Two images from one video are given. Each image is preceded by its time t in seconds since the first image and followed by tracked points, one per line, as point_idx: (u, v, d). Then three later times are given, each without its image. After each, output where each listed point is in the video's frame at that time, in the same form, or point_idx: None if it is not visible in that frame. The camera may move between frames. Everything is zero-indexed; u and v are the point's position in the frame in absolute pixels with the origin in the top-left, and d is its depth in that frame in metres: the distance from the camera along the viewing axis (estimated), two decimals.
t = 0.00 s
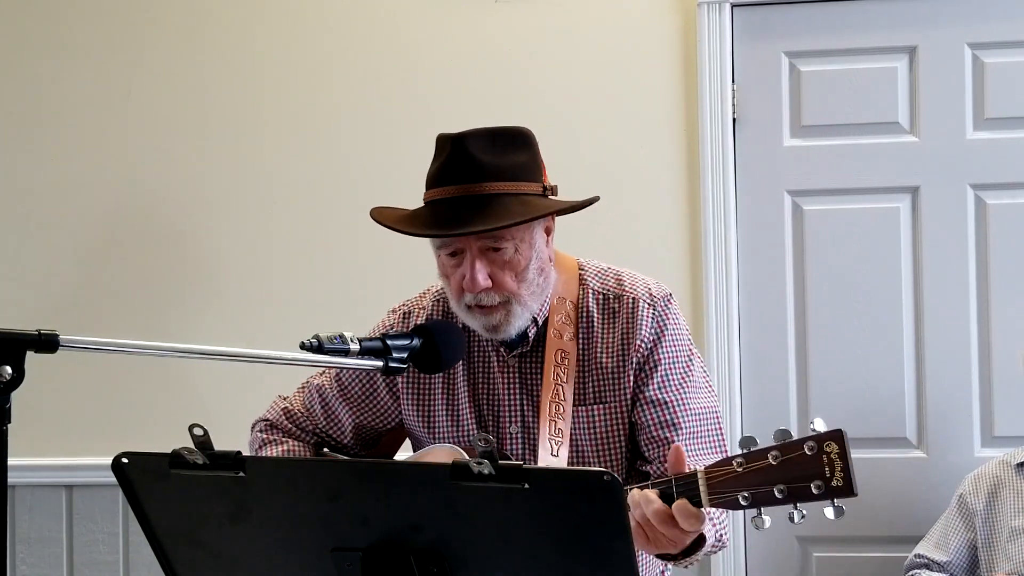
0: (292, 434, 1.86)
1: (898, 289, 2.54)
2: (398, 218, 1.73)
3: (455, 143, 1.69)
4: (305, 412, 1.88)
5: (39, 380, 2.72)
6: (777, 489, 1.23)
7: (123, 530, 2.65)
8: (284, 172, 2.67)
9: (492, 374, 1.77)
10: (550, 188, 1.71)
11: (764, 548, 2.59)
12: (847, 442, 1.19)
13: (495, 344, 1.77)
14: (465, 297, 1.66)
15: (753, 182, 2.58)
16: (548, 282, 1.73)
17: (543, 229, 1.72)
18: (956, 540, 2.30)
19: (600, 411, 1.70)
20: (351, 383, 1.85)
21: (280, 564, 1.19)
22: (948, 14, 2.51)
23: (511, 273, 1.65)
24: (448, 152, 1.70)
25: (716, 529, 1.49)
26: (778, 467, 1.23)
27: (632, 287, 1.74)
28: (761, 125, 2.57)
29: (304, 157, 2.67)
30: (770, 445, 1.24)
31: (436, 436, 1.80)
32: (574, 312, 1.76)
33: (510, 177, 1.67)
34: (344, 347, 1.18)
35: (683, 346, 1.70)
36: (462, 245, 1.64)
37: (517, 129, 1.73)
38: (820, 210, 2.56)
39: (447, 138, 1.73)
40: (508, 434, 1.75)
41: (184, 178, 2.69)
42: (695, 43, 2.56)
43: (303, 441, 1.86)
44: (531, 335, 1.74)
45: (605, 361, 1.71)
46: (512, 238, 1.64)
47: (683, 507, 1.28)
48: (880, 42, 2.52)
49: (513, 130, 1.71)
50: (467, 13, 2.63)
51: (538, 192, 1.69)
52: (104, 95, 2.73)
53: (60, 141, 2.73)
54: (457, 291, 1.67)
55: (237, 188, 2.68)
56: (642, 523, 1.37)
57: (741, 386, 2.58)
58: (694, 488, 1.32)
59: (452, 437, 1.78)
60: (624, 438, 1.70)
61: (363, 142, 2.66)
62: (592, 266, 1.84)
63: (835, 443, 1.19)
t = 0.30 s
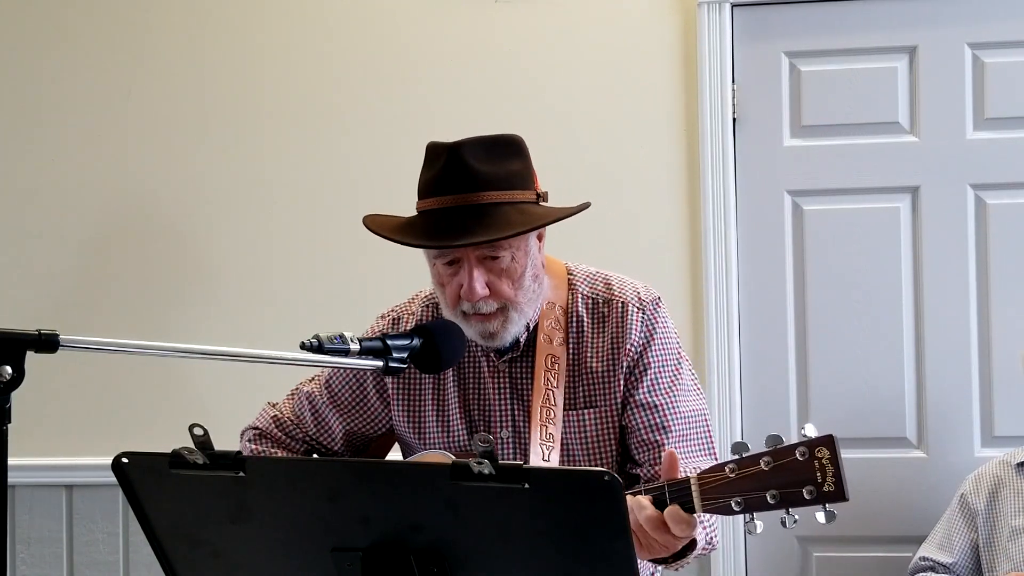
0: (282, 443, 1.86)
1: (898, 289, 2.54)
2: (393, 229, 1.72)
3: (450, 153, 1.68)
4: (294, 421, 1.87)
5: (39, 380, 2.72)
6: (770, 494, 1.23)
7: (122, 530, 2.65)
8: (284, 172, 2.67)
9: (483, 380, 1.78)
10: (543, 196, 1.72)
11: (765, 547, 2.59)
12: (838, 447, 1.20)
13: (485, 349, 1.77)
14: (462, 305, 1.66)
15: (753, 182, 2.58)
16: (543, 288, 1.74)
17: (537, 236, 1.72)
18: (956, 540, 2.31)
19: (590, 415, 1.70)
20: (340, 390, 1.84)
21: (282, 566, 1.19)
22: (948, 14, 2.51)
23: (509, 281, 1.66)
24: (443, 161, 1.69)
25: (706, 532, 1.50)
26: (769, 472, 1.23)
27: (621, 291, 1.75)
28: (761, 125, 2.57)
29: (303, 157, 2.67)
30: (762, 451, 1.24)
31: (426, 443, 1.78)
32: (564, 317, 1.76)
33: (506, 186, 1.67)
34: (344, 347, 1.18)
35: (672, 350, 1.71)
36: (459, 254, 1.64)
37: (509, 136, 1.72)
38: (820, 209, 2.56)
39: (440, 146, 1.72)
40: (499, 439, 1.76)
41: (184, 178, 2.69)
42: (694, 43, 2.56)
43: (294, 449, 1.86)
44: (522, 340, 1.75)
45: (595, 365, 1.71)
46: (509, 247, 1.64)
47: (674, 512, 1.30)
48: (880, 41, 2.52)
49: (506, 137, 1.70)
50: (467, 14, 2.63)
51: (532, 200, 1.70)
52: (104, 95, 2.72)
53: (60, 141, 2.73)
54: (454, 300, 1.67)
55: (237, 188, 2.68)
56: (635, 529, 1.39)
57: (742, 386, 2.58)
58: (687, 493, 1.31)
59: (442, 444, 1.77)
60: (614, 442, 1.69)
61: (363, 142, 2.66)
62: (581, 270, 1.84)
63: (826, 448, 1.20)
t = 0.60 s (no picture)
0: (273, 436, 1.85)
1: (898, 289, 2.54)
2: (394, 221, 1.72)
3: (457, 148, 1.68)
4: (286, 414, 1.87)
5: (38, 380, 2.72)
6: (763, 491, 1.24)
7: (122, 529, 2.65)
8: (283, 173, 2.67)
9: (477, 378, 1.77)
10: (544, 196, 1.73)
11: (763, 547, 2.59)
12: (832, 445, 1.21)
13: (480, 347, 1.78)
14: (462, 300, 1.66)
15: (753, 182, 2.58)
16: (542, 289, 1.74)
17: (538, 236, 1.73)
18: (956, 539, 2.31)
19: (583, 416, 1.70)
20: (333, 383, 1.84)
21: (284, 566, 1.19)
22: (949, 14, 2.51)
23: (510, 277, 1.66)
24: (450, 157, 1.69)
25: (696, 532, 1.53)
26: (764, 469, 1.24)
27: (616, 295, 1.76)
28: (761, 125, 2.57)
29: (303, 158, 2.67)
30: (757, 448, 1.25)
31: (418, 438, 1.79)
32: (559, 318, 1.76)
33: (511, 184, 1.68)
34: (344, 347, 1.18)
35: (664, 354, 1.72)
36: (462, 249, 1.64)
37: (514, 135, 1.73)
38: (820, 209, 2.56)
39: (446, 142, 1.72)
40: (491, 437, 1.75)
41: (184, 178, 2.69)
42: (694, 43, 2.56)
43: (285, 442, 1.85)
44: (517, 339, 1.75)
45: (589, 366, 1.72)
46: (512, 243, 1.65)
47: (667, 506, 1.32)
48: (880, 41, 2.52)
49: (512, 136, 1.71)
50: (467, 14, 2.63)
51: (536, 199, 1.71)
52: (104, 96, 2.72)
53: (59, 141, 2.73)
54: (455, 294, 1.67)
55: (236, 188, 2.68)
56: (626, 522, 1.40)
57: (742, 386, 2.58)
58: (679, 490, 1.33)
59: (434, 439, 1.78)
60: (606, 443, 1.70)
61: (363, 143, 2.66)
62: (576, 273, 1.84)
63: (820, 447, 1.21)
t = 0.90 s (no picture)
0: (272, 427, 1.86)
1: (898, 289, 2.54)
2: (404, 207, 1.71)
3: (476, 139, 1.68)
4: (285, 404, 1.87)
5: (39, 380, 2.72)
6: (755, 488, 1.20)
7: (123, 529, 2.65)
8: (283, 172, 2.67)
9: (477, 374, 1.77)
10: (556, 194, 1.73)
11: (764, 547, 2.59)
12: (825, 444, 1.18)
13: (482, 344, 1.78)
14: (467, 290, 1.66)
15: (753, 182, 2.58)
16: (545, 288, 1.75)
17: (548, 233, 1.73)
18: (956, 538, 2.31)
19: (581, 415, 1.70)
20: (333, 377, 1.84)
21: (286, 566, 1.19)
22: (949, 15, 2.51)
23: (516, 271, 1.66)
24: (467, 147, 1.69)
25: (688, 530, 1.52)
26: (755, 466, 1.21)
27: (619, 297, 1.76)
28: (761, 125, 2.57)
29: (303, 158, 2.67)
30: (749, 445, 1.22)
31: (415, 431, 1.77)
32: (560, 317, 1.76)
33: (526, 177, 1.68)
34: (344, 347, 1.18)
35: (665, 358, 1.72)
36: (472, 238, 1.65)
37: (532, 132, 1.73)
38: (820, 209, 2.56)
39: (461, 133, 1.72)
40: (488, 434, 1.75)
41: (184, 179, 2.69)
42: (694, 43, 2.56)
43: (283, 433, 1.86)
44: (518, 336, 1.74)
45: (589, 367, 1.72)
46: (521, 236, 1.65)
47: (657, 501, 1.32)
48: (880, 41, 2.52)
49: (529, 132, 1.72)
50: (467, 14, 2.63)
51: (548, 195, 1.71)
52: (104, 96, 2.72)
53: (59, 142, 2.73)
54: (461, 284, 1.67)
55: (236, 189, 2.68)
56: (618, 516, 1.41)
57: (742, 386, 2.58)
58: (672, 486, 1.32)
59: (431, 433, 1.76)
60: (603, 444, 1.70)
61: (362, 143, 2.66)
62: (580, 275, 1.84)
63: (813, 445, 1.18)
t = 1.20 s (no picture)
0: (279, 411, 1.89)
1: (898, 289, 2.54)
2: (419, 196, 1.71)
3: (493, 133, 1.68)
4: (293, 391, 1.89)
5: (39, 380, 2.72)
6: (747, 497, 1.23)
7: (123, 529, 2.65)
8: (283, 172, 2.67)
9: (482, 371, 1.77)
10: (571, 193, 1.73)
11: (765, 547, 2.58)
12: (819, 456, 1.20)
13: (489, 339, 1.78)
14: (475, 283, 1.67)
15: (753, 182, 2.58)
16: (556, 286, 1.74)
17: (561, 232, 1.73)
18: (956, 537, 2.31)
19: (583, 417, 1.70)
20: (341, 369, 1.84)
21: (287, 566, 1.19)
22: (949, 15, 2.51)
23: (526, 268, 1.66)
24: (484, 141, 1.69)
25: (683, 536, 1.50)
26: (749, 476, 1.23)
27: (628, 300, 1.74)
28: (761, 125, 2.57)
29: (302, 158, 2.67)
30: (743, 454, 1.24)
31: (418, 426, 1.78)
32: (568, 318, 1.75)
33: (541, 174, 1.68)
34: (344, 347, 1.18)
35: (672, 364, 1.71)
36: (483, 231, 1.65)
37: (550, 130, 1.74)
38: (820, 209, 2.56)
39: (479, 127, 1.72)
40: (490, 430, 1.75)
41: (184, 179, 2.69)
42: (694, 43, 2.56)
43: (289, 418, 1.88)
44: (524, 335, 1.75)
45: (594, 369, 1.71)
46: (533, 233, 1.65)
47: (647, 505, 1.31)
48: (880, 41, 2.52)
49: (547, 131, 1.72)
50: (467, 14, 2.63)
51: (562, 194, 1.71)
52: (103, 96, 2.72)
53: (59, 142, 2.73)
54: (470, 277, 1.67)
55: (236, 189, 2.68)
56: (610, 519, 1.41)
57: (743, 386, 2.58)
58: (665, 491, 1.32)
59: (433, 428, 1.77)
60: (605, 446, 1.69)
61: (362, 143, 2.66)
62: (590, 276, 1.82)
63: (807, 457, 1.20)
